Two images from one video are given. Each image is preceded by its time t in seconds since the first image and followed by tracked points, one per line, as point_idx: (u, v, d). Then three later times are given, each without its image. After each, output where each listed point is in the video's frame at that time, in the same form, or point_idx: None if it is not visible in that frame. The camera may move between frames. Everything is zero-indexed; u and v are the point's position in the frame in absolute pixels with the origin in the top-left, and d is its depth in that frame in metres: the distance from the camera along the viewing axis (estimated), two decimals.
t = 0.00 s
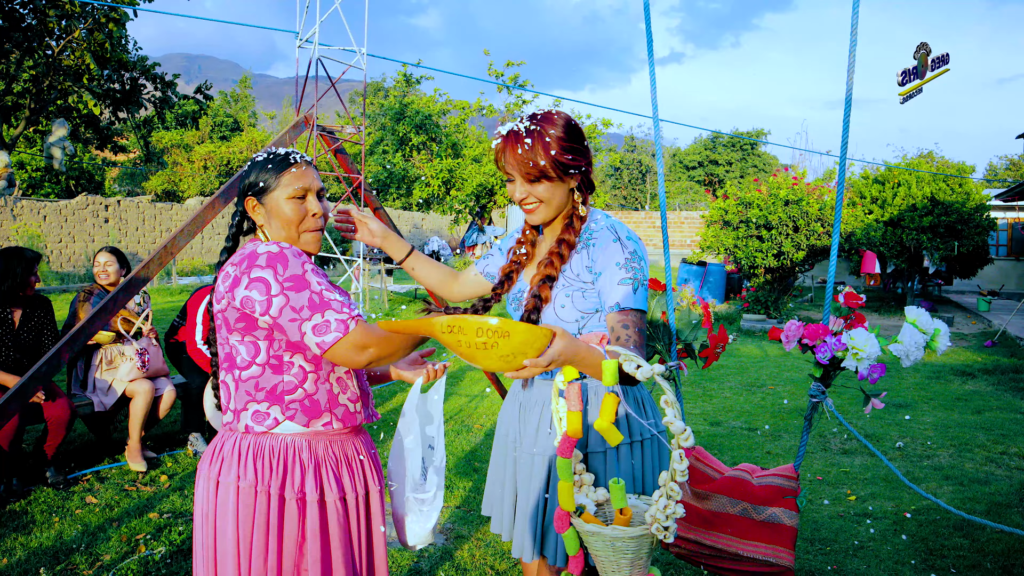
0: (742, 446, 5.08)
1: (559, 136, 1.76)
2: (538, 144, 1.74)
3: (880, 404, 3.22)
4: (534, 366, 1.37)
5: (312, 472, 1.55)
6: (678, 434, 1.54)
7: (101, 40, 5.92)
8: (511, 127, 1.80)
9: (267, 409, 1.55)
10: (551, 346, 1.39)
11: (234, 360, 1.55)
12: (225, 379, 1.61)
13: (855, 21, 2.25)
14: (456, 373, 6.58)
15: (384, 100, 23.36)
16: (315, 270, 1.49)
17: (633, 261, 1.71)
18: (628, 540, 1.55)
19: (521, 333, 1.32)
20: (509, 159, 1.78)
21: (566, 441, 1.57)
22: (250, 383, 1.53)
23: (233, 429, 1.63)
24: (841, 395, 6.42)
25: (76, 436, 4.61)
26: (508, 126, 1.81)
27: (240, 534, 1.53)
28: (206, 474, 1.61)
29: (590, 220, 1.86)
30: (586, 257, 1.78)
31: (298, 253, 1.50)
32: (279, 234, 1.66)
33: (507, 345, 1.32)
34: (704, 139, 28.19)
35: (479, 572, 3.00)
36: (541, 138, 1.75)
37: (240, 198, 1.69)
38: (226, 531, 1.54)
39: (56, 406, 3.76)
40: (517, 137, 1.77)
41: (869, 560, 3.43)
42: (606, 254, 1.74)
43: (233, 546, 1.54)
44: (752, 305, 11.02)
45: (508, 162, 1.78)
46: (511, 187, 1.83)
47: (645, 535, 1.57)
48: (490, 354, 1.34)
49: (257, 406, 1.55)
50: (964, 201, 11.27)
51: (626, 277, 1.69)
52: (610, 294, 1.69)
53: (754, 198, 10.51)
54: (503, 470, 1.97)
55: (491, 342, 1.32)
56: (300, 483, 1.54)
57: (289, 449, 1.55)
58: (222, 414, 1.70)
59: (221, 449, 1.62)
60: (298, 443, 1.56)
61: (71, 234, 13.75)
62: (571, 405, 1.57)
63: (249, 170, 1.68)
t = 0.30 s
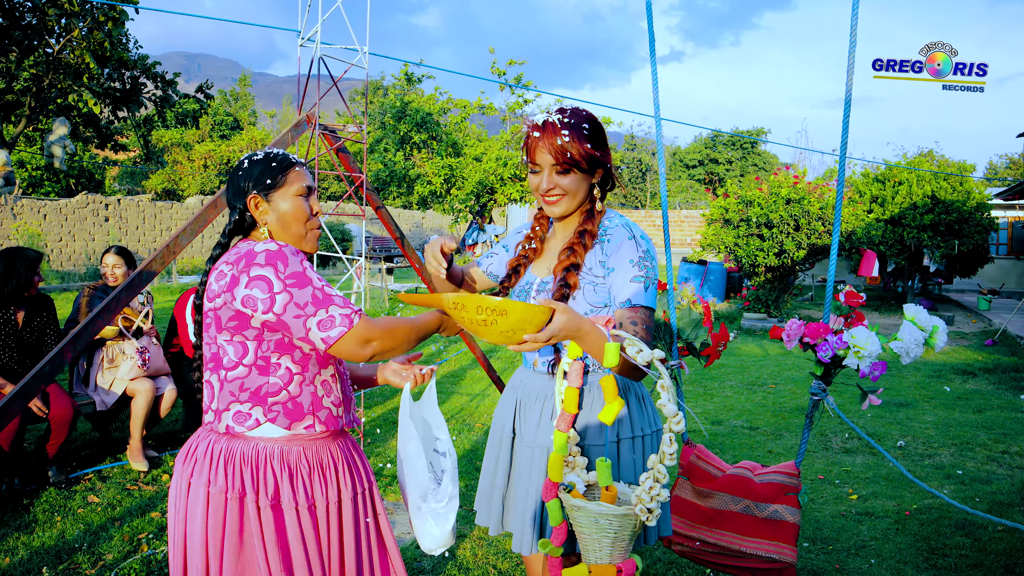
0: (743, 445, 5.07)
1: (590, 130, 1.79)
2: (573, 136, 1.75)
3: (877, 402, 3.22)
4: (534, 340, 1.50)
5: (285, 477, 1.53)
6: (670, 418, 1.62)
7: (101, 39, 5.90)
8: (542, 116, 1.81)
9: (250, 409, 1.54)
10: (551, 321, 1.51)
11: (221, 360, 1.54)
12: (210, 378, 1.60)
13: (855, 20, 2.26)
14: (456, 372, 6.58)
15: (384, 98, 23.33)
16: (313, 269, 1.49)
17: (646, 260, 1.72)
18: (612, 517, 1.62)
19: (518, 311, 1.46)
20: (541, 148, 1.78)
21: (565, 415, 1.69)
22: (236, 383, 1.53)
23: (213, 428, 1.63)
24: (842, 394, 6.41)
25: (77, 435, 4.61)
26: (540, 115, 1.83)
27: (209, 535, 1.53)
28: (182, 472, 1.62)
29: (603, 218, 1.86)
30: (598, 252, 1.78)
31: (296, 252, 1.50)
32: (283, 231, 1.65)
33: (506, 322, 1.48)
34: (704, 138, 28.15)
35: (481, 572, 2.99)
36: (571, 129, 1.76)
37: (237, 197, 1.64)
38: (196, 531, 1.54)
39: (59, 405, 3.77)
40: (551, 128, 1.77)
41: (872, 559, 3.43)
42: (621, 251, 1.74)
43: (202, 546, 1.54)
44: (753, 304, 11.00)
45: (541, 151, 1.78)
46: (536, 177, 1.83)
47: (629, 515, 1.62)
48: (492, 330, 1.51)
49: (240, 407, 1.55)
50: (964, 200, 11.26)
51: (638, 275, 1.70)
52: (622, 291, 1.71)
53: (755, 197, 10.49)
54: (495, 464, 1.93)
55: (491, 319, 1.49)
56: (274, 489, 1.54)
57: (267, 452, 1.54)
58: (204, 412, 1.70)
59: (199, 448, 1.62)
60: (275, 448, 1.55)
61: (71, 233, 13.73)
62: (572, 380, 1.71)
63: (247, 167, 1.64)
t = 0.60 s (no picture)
0: (745, 446, 5.07)
1: (595, 135, 1.78)
2: (577, 141, 1.75)
3: (876, 402, 3.22)
4: (529, 326, 1.55)
5: (258, 480, 1.54)
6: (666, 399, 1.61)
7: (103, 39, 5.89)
8: (547, 121, 1.81)
9: (228, 413, 1.55)
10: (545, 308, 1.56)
11: (203, 362, 1.54)
12: (191, 378, 1.61)
13: (855, 22, 2.27)
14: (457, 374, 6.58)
15: (384, 99, 23.36)
16: (300, 276, 1.48)
17: (657, 261, 1.74)
18: (618, 502, 1.59)
19: (510, 299, 1.51)
20: (545, 153, 1.78)
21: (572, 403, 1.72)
22: (215, 386, 1.54)
23: (191, 428, 1.64)
24: (845, 394, 6.40)
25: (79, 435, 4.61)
26: (544, 119, 1.83)
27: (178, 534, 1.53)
28: (158, 471, 1.63)
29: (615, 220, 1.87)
30: (611, 253, 1.80)
31: (283, 257, 1.49)
32: (279, 233, 1.65)
33: (498, 309, 1.51)
34: (704, 138, 28.17)
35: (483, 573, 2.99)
36: (576, 134, 1.76)
37: (235, 197, 1.65)
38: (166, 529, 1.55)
39: (60, 404, 3.77)
40: (555, 134, 1.77)
41: (874, 560, 3.42)
42: (633, 251, 1.76)
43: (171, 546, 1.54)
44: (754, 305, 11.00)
45: (545, 156, 1.78)
46: (542, 181, 1.83)
47: (634, 499, 1.59)
48: (486, 317, 1.54)
49: (218, 409, 1.55)
50: (965, 201, 11.26)
51: (650, 275, 1.72)
52: (631, 289, 1.72)
53: (756, 198, 10.49)
54: (501, 463, 1.93)
55: (483, 308, 1.53)
56: (247, 492, 1.54)
57: (241, 456, 1.55)
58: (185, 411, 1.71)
59: (177, 447, 1.63)
60: (249, 452, 1.55)
61: (73, 234, 13.74)
62: (575, 367, 1.74)
63: (244, 169, 1.65)
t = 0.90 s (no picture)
0: (746, 448, 5.07)
1: (598, 137, 1.78)
2: (580, 144, 1.75)
3: (878, 406, 3.22)
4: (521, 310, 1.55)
5: (269, 477, 1.54)
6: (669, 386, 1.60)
7: (104, 42, 5.91)
8: (550, 125, 1.82)
9: (237, 412, 1.55)
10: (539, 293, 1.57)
11: (212, 362, 1.56)
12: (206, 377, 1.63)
13: (855, 22, 2.27)
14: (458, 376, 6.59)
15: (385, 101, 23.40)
16: (289, 282, 1.46)
17: (661, 262, 1.74)
18: (627, 492, 1.58)
19: (503, 282, 1.55)
20: (548, 156, 1.78)
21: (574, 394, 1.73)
22: (223, 387, 1.55)
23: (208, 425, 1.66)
24: (847, 396, 6.40)
25: (81, 438, 4.62)
26: (547, 123, 1.84)
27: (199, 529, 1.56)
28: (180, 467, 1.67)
29: (622, 222, 1.87)
30: (617, 254, 1.80)
31: (277, 263, 1.49)
32: (287, 237, 1.65)
33: (491, 290, 1.56)
34: (705, 140, 28.21)
35: None
36: (579, 137, 1.76)
37: (246, 200, 1.67)
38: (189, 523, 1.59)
39: (60, 406, 3.76)
40: (558, 137, 1.77)
41: (876, 562, 3.42)
42: (638, 252, 1.76)
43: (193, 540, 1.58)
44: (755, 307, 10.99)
45: (547, 159, 1.78)
46: (545, 184, 1.83)
47: (642, 487, 1.58)
48: (480, 298, 1.59)
49: (229, 408, 1.56)
50: (966, 203, 11.27)
51: (654, 275, 1.72)
52: (635, 289, 1.73)
53: (757, 200, 10.49)
54: (510, 462, 1.93)
55: (477, 286, 1.57)
56: (259, 488, 1.54)
57: (252, 453, 1.55)
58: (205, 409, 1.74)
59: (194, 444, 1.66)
60: (259, 450, 1.55)
61: (74, 236, 13.76)
62: (574, 361, 1.75)
63: (257, 172, 1.67)
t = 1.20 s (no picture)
0: (747, 452, 5.06)
1: (595, 144, 1.78)
2: (575, 149, 1.76)
3: (879, 412, 3.22)
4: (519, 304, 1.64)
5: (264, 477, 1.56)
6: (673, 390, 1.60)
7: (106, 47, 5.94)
8: (548, 132, 1.83)
9: (238, 416, 1.60)
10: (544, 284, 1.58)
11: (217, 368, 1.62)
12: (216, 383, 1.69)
13: (852, 26, 2.28)
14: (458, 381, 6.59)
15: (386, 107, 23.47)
16: (256, 305, 1.48)
17: (664, 266, 1.75)
18: (627, 494, 1.57)
19: (504, 274, 1.67)
20: (545, 164, 1.79)
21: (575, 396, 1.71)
22: (225, 391, 1.60)
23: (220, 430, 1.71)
24: (847, 400, 6.39)
25: (82, 443, 4.62)
26: (546, 130, 1.85)
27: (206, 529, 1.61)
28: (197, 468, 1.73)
29: (624, 228, 1.88)
30: (619, 260, 1.82)
31: (256, 281, 1.52)
32: (294, 248, 1.67)
33: (490, 283, 1.69)
34: (705, 146, 28.27)
35: None
36: (577, 144, 1.77)
37: (263, 208, 1.73)
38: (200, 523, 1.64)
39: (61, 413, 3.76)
40: (554, 144, 1.78)
41: (876, 567, 3.41)
42: (640, 257, 1.77)
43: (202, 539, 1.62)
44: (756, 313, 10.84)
45: (544, 167, 1.79)
46: (543, 193, 1.84)
47: (644, 490, 1.58)
48: (481, 290, 1.72)
49: (231, 412, 1.61)
50: (965, 207, 11.28)
51: (656, 280, 1.72)
52: (636, 293, 1.73)
53: (757, 204, 10.50)
54: (516, 466, 1.94)
55: (477, 279, 1.72)
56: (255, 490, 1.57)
57: (249, 455, 1.58)
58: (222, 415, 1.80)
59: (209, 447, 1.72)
60: (256, 452, 1.58)
61: (75, 240, 13.77)
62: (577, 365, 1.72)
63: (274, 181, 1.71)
